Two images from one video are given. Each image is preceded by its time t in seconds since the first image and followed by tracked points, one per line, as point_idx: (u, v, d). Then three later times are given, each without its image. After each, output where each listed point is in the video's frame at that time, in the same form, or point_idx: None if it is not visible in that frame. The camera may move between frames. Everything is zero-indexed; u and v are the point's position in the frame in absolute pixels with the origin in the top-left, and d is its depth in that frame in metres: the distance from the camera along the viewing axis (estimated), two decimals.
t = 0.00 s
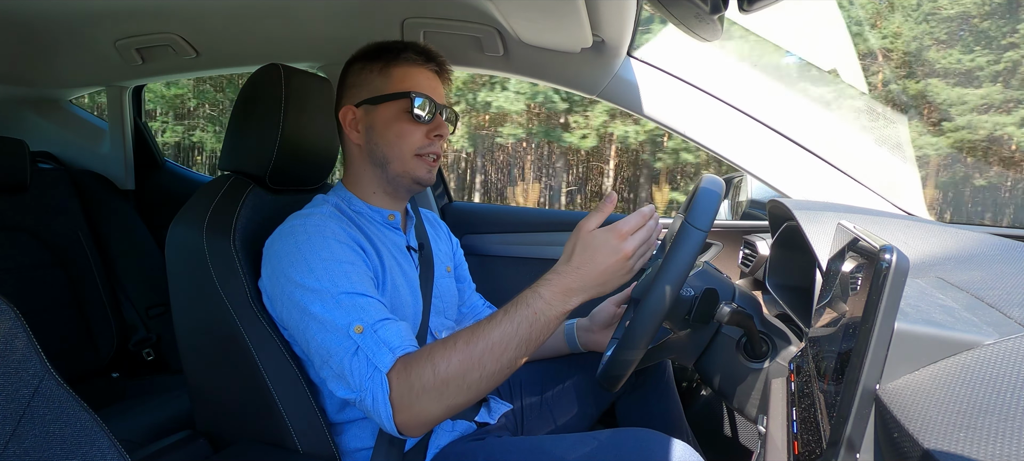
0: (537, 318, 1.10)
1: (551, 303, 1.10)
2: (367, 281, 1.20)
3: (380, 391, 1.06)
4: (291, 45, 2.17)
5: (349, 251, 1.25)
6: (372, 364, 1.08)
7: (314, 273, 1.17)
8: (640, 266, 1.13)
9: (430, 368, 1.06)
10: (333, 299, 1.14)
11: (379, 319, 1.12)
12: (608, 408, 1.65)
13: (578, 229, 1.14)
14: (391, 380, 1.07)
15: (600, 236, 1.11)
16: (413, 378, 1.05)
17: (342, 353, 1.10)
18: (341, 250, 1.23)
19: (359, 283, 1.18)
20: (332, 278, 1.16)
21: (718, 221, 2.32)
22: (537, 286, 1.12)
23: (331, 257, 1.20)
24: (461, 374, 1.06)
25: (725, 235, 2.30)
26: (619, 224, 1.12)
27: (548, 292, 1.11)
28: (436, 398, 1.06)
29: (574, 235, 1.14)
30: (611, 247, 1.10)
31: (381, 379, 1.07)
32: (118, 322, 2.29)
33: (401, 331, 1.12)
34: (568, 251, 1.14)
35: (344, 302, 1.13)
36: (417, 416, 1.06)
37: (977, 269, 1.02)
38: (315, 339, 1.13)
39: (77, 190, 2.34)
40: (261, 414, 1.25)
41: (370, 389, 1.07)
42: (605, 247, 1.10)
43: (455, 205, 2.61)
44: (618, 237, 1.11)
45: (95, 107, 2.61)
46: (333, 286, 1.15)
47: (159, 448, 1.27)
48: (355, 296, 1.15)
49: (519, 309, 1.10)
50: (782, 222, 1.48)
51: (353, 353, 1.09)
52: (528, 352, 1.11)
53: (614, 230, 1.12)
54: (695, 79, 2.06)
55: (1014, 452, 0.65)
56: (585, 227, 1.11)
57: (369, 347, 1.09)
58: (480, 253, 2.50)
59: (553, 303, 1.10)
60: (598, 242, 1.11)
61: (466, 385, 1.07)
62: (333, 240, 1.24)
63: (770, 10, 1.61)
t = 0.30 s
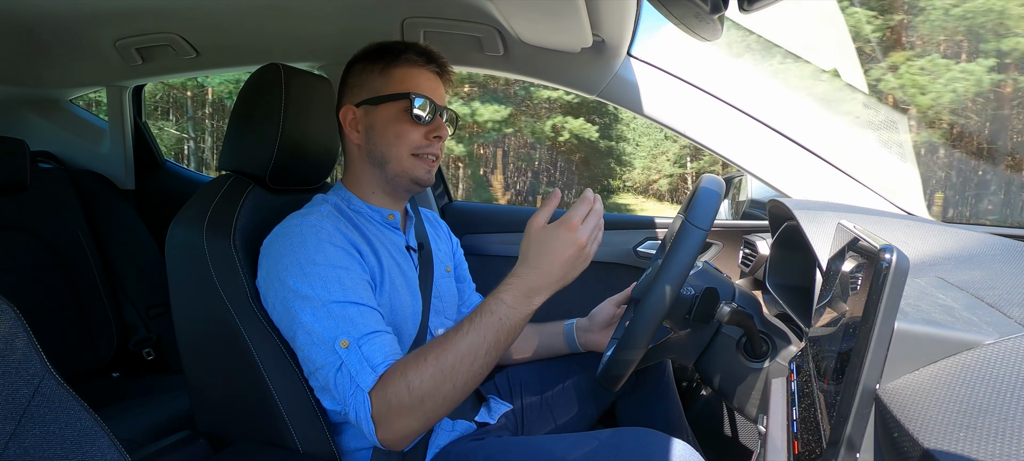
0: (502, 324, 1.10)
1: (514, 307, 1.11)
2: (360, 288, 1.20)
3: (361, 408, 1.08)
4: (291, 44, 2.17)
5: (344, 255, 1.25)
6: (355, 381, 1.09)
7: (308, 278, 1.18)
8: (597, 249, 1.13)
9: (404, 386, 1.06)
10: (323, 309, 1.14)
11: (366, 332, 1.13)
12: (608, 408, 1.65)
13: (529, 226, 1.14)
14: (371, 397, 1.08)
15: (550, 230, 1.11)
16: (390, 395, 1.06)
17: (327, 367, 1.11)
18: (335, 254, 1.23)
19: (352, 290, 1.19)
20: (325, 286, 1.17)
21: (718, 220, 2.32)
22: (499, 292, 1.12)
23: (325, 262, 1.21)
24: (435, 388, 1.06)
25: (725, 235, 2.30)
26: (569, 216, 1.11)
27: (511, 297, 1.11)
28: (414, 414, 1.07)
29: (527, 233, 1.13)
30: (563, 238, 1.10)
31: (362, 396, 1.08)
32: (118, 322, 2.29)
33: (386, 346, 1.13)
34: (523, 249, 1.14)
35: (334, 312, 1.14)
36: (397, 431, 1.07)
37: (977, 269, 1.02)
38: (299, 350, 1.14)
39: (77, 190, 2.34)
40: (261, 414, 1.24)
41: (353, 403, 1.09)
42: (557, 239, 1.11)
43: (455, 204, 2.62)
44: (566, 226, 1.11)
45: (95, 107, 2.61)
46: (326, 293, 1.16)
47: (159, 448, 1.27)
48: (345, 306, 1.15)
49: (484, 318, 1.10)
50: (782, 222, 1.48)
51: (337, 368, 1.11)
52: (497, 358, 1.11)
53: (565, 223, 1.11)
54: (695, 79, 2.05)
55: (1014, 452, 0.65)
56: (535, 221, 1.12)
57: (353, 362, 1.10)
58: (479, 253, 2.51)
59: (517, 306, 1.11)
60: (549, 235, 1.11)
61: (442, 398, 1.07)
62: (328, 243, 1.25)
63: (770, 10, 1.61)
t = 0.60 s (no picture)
0: (496, 359, 1.11)
1: (508, 344, 1.11)
2: (358, 294, 1.20)
3: (350, 423, 1.09)
4: (291, 44, 2.17)
5: (342, 257, 1.25)
6: (346, 395, 1.10)
7: (305, 282, 1.18)
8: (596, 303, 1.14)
9: (395, 406, 1.08)
10: (319, 316, 1.14)
11: (360, 344, 1.14)
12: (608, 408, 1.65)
13: (540, 269, 1.13)
14: (360, 414, 1.09)
15: (555, 281, 1.10)
16: (380, 415, 1.08)
17: (319, 377, 1.12)
18: (333, 257, 1.24)
19: (349, 296, 1.19)
20: (323, 291, 1.17)
21: (718, 220, 2.32)
22: (495, 326, 1.12)
23: (324, 266, 1.21)
24: (425, 412, 1.08)
25: (725, 235, 2.30)
26: (576, 270, 1.10)
27: (506, 333, 1.11)
28: (400, 434, 1.09)
29: (534, 276, 1.13)
30: (566, 293, 1.09)
31: (351, 411, 1.09)
32: (118, 323, 2.29)
33: (379, 361, 1.13)
34: (526, 291, 1.13)
35: (330, 321, 1.14)
36: (382, 449, 1.09)
37: (977, 268, 1.02)
38: (292, 357, 1.15)
39: (77, 190, 2.34)
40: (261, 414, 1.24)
41: (341, 416, 1.10)
42: (561, 291, 1.10)
43: (455, 204, 2.62)
44: (574, 283, 1.10)
45: (95, 108, 2.61)
46: (323, 298, 1.16)
47: (159, 449, 1.27)
48: (340, 314, 1.15)
49: (479, 350, 1.11)
50: (782, 222, 1.48)
51: (330, 378, 1.12)
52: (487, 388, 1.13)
53: (571, 275, 1.10)
54: (695, 79, 2.06)
55: (1015, 452, 0.65)
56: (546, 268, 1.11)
57: (345, 376, 1.11)
58: (479, 253, 2.50)
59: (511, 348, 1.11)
60: (554, 285, 1.10)
61: (429, 422, 1.09)
62: (327, 246, 1.25)
63: (770, 9, 1.62)
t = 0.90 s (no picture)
0: (489, 365, 1.12)
1: (502, 350, 1.13)
2: (356, 296, 1.20)
3: (343, 426, 1.10)
4: (291, 44, 2.17)
5: (341, 258, 1.25)
6: (340, 398, 1.10)
7: (303, 284, 1.18)
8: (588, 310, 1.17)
9: (388, 410, 1.08)
10: (316, 317, 1.15)
11: (355, 348, 1.14)
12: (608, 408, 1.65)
13: (535, 277, 1.16)
14: (354, 418, 1.10)
15: (549, 288, 1.13)
16: (373, 420, 1.08)
17: (314, 379, 1.12)
18: (332, 258, 1.24)
19: (346, 298, 1.19)
20: (321, 294, 1.17)
21: (718, 220, 2.32)
22: (489, 331, 1.14)
23: (322, 268, 1.21)
24: (418, 416, 1.09)
25: (725, 235, 2.29)
26: (570, 276, 1.13)
27: (499, 339, 1.13)
28: (392, 437, 1.09)
29: (529, 283, 1.16)
30: (561, 299, 1.12)
31: (345, 415, 1.10)
32: (118, 323, 2.29)
33: (374, 366, 1.14)
34: (520, 298, 1.16)
35: (327, 323, 1.14)
36: (373, 452, 1.10)
37: (977, 269, 1.01)
38: (288, 359, 1.15)
39: (77, 189, 2.34)
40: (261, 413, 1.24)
41: (335, 418, 1.11)
42: (555, 297, 1.12)
43: (455, 205, 2.61)
44: (567, 292, 1.13)
45: (95, 108, 2.61)
46: (321, 300, 1.16)
47: (158, 449, 1.27)
48: (337, 317, 1.16)
49: (472, 356, 1.12)
50: (782, 222, 1.48)
51: (325, 380, 1.12)
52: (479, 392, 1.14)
53: (565, 282, 1.13)
54: (695, 79, 2.06)
55: (1015, 452, 0.65)
56: (541, 274, 1.15)
57: (340, 380, 1.11)
58: (480, 254, 2.50)
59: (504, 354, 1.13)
60: (548, 292, 1.13)
61: (421, 427, 1.10)
62: (326, 246, 1.25)
63: (770, 9, 1.62)
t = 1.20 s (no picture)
0: (472, 354, 1.16)
1: (484, 338, 1.17)
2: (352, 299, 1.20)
3: (329, 427, 1.09)
4: (290, 44, 2.17)
5: (338, 260, 1.25)
6: (327, 399, 1.10)
7: (298, 286, 1.18)
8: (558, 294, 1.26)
9: (375, 407, 1.09)
10: (309, 319, 1.14)
11: (346, 350, 1.13)
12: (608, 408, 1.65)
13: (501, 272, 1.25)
14: (341, 419, 1.09)
15: (520, 272, 1.23)
16: (360, 416, 1.09)
17: (303, 380, 1.12)
18: (330, 259, 1.23)
19: (341, 301, 1.18)
20: (316, 295, 1.17)
21: (718, 220, 2.32)
22: (469, 323, 1.19)
23: (319, 269, 1.20)
24: (405, 413, 1.10)
25: (725, 235, 2.29)
26: (536, 258, 1.24)
27: (480, 327, 1.18)
28: (378, 436, 1.10)
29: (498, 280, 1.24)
30: (534, 277, 1.22)
31: (331, 416, 1.09)
32: (118, 324, 2.29)
33: (363, 368, 1.14)
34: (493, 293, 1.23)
35: (320, 325, 1.14)
36: (361, 452, 1.10)
37: (977, 268, 1.02)
38: (281, 360, 1.15)
39: (77, 189, 2.34)
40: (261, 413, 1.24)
41: (321, 420, 1.10)
42: (528, 279, 1.22)
43: (455, 205, 2.59)
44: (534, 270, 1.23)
45: (96, 108, 2.61)
46: (315, 302, 1.16)
47: (158, 449, 1.26)
48: (330, 318, 1.15)
49: (456, 346, 1.16)
50: (782, 222, 1.48)
51: (313, 381, 1.11)
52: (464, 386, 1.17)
53: (532, 262, 1.24)
54: (694, 79, 2.06)
55: (1014, 452, 0.65)
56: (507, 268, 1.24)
57: (328, 380, 1.10)
58: (479, 253, 2.50)
59: (485, 342, 1.17)
60: (521, 277, 1.22)
61: (407, 423, 1.11)
62: (324, 247, 1.24)
63: (770, 9, 1.62)
